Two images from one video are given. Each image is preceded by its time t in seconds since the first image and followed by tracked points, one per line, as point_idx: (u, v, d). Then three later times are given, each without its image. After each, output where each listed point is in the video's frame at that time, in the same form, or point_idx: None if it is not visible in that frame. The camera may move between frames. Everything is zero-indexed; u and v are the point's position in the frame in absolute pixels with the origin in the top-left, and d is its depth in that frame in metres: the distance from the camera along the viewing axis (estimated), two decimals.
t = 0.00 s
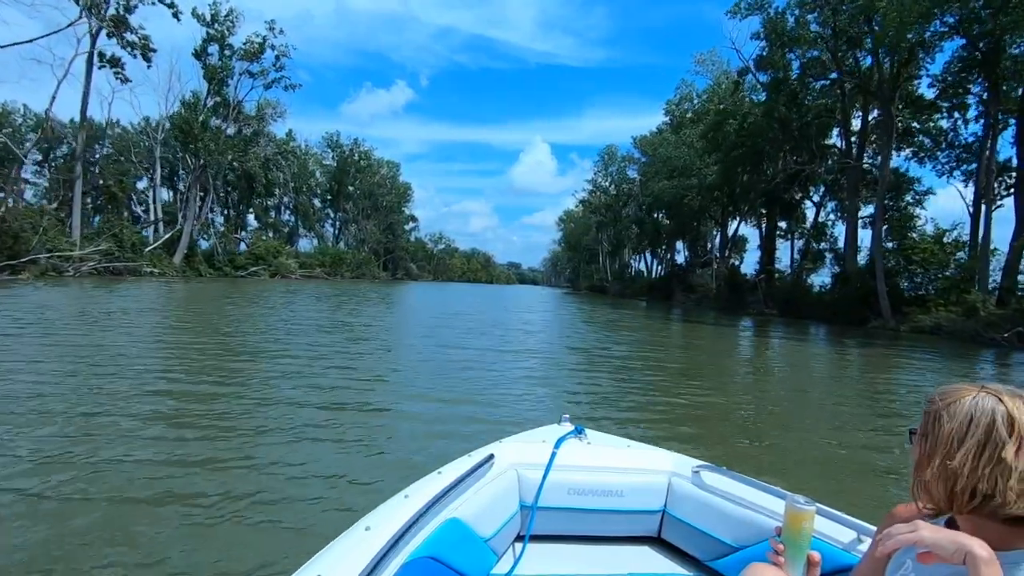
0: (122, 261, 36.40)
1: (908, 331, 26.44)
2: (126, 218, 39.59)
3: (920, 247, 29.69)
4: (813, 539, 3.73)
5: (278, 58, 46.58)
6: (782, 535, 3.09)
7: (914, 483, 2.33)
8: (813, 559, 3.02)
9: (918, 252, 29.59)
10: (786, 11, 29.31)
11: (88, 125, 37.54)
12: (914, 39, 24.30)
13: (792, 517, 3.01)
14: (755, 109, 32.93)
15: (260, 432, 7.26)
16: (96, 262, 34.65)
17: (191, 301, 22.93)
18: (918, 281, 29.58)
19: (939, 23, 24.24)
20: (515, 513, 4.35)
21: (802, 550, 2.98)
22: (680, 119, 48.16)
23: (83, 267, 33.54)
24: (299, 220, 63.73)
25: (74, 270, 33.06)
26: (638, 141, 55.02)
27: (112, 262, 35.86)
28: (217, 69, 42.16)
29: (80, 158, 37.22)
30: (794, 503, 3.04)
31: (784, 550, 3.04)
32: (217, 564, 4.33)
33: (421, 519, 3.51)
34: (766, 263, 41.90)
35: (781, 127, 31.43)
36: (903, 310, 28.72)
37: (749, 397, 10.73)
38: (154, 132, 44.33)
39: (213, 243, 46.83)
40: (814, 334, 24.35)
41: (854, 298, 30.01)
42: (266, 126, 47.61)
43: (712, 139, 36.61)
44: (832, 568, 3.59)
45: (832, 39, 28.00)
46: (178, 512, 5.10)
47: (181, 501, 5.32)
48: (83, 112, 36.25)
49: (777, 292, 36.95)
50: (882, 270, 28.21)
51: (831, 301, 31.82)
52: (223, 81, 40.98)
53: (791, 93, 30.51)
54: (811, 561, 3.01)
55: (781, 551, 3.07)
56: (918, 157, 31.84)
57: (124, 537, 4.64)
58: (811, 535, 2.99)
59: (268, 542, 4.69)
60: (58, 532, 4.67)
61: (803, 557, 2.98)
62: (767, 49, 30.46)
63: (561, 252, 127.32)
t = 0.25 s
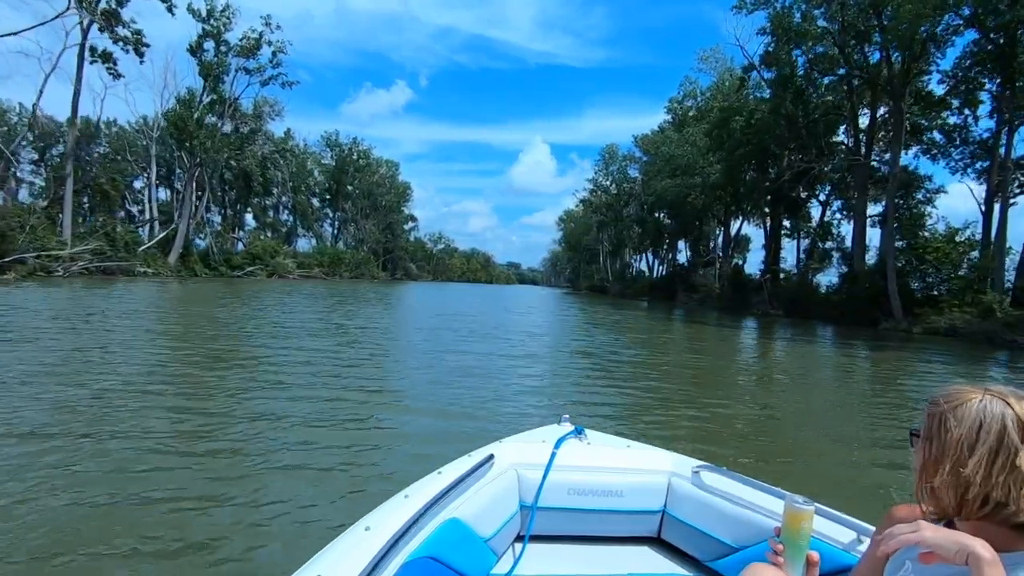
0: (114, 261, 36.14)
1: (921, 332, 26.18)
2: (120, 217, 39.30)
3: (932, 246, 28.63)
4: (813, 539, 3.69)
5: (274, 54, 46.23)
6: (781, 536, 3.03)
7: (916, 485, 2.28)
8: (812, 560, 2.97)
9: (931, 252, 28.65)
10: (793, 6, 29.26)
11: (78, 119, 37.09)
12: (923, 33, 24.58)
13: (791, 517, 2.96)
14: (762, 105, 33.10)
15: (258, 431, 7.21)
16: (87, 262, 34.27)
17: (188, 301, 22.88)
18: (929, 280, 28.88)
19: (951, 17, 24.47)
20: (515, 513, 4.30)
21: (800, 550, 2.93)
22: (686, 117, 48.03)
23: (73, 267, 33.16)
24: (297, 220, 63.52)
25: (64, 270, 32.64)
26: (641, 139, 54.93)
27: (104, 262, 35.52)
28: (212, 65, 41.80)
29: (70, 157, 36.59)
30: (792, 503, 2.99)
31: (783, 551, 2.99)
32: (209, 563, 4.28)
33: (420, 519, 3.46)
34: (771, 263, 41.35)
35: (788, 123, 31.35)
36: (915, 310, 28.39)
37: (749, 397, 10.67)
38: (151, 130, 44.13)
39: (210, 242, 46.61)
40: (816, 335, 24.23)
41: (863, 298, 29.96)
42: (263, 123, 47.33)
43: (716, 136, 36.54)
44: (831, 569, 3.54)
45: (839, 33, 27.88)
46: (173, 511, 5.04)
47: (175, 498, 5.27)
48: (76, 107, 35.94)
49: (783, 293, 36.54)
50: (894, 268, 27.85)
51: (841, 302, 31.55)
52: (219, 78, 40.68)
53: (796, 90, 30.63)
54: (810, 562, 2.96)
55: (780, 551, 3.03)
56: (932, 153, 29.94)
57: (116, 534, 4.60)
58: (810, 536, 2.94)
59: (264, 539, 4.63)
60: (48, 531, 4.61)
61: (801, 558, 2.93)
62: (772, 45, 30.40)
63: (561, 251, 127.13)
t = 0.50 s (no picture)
0: (106, 261, 35.79)
1: (936, 334, 26.00)
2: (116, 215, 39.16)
3: (946, 245, 27.77)
4: (813, 539, 3.63)
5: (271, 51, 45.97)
6: (781, 536, 2.99)
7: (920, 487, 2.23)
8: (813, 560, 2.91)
9: (945, 252, 27.80)
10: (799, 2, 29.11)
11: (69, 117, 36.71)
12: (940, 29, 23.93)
13: (791, 517, 2.90)
14: (769, 102, 32.63)
15: (255, 433, 7.15)
16: (75, 262, 33.61)
17: (184, 301, 22.79)
18: (942, 280, 28.24)
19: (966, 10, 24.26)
20: (514, 513, 4.25)
21: (801, 551, 2.88)
22: (689, 115, 47.92)
23: (63, 267, 32.59)
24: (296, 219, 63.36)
25: (52, 270, 31.97)
26: (642, 138, 54.88)
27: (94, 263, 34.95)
28: (207, 60, 41.53)
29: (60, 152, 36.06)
30: (793, 504, 2.93)
31: (784, 551, 2.93)
32: (204, 566, 4.23)
33: (420, 519, 3.41)
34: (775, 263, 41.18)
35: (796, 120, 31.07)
36: (927, 312, 28.17)
37: (748, 399, 10.61)
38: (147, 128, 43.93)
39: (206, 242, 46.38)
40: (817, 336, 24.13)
41: (871, 298, 29.81)
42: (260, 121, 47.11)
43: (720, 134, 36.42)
44: (831, 569, 3.49)
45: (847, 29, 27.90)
46: (168, 514, 4.99)
47: (168, 502, 5.22)
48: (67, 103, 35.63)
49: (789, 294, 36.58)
50: (906, 268, 27.55)
51: (850, 304, 31.36)
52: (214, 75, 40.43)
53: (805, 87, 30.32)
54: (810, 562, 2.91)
55: (780, 552, 2.97)
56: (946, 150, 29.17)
57: (110, 538, 4.55)
58: (810, 537, 2.90)
59: (258, 543, 4.60)
60: (39, 536, 4.56)
61: (802, 557, 2.88)
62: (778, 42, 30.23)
63: (561, 252, 126.94)
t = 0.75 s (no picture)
0: (98, 260, 35.56)
1: (950, 335, 25.94)
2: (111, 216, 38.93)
3: (960, 245, 27.83)
4: (813, 538, 3.58)
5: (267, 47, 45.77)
6: (782, 535, 2.93)
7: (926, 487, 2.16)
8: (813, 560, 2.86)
9: (958, 251, 27.86)
10: None
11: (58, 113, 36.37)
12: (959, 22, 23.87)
13: (792, 517, 2.85)
14: (776, 98, 32.39)
15: (251, 433, 7.11)
16: (65, 261, 33.23)
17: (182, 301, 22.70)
18: (955, 280, 28.19)
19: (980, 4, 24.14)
20: (514, 513, 4.19)
21: (801, 551, 2.83)
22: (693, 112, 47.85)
23: (53, 266, 32.23)
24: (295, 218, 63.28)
25: (41, 269, 31.54)
26: (643, 136, 54.84)
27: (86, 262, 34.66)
28: (203, 56, 41.34)
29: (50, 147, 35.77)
30: (794, 503, 2.87)
31: (784, 551, 2.89)
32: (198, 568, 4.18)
33: (420, 519, 3.36)
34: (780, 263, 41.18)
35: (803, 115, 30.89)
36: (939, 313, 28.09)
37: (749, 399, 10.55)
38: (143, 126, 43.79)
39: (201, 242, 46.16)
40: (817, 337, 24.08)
41: (881, 298, 29.44)
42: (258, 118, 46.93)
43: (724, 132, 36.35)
44: (832, 569, 3.43)
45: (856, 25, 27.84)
46: (163, 516, 4.95)
47: (164, 504, 5.16)
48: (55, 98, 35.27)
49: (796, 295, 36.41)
50: (917, 268, 27.51)
51: (860, 304, 31.15)
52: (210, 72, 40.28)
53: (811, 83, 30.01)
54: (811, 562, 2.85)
55: (781, 551, 2.92)
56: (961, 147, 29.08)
57: (104, 541, 4.50)
58: (811, 537, 2.84)
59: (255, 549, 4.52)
60: (30, 538, 4.50)
61: (803, 557, 2.82)
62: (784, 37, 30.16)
63: (561, 252, 126.87)
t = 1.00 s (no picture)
0: (89, 260, 35.47)
1: (966, 337, 25.83)
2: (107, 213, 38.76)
3: (975, 244, 27.66)
4: (814, 538, 3.53)
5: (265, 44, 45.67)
6: (782, 534, 2.88)
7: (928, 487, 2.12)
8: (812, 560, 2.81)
9: (973, 251, 27.65)
10: None
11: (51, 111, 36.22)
12: (975, 15, 23.62)
13: (792, 516, 2.79)
14: (783, 94, 32.25)
15: (248, 435, 7.05)
16: (54, 258, 33.17)
17: (180, 303, 22.59)
18: (969, 281, 27.97)
19: None
20: (515, 513, 4.14)
21: (802, 550, 2.78)
22: (696, 111, 47.77)
23: (40, 266, 32.18)
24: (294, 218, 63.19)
25: (28, 268, 31.50)
26: (645, 136, 54.81)
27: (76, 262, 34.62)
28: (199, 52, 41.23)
29: (45, 145, 35.62)
30: (795, 503, 2.82)
31: (785, 550, 2.84)
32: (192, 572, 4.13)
33: (421, 519, 3.30)
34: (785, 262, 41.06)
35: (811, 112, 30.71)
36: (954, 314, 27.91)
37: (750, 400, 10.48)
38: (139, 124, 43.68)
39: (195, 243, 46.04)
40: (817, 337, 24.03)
41: (893, 298, 29.26)
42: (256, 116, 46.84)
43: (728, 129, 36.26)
44: (832, 569, 3.38)
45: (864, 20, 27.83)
46: (158, 521, 4.90)
47: (160, 508, 5.10)
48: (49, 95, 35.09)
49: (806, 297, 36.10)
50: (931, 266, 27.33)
51: (872, 305, 30.85)
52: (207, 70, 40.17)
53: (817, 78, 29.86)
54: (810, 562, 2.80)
55: (781, 551, 2.87)
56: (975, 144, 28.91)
57: (97, 546, 4.44)
58: (811, 536, 2.79)
59: (253, 555, 4.47)
60: (23, 542, 4.45)
61: (802, 557, 2.78)
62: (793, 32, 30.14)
63: (561, 252, 126.83)
